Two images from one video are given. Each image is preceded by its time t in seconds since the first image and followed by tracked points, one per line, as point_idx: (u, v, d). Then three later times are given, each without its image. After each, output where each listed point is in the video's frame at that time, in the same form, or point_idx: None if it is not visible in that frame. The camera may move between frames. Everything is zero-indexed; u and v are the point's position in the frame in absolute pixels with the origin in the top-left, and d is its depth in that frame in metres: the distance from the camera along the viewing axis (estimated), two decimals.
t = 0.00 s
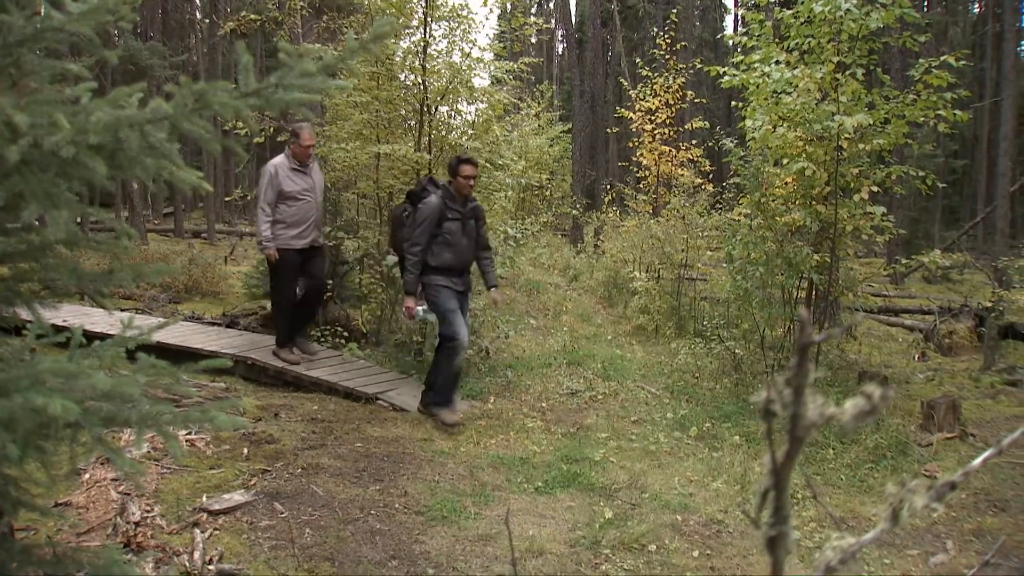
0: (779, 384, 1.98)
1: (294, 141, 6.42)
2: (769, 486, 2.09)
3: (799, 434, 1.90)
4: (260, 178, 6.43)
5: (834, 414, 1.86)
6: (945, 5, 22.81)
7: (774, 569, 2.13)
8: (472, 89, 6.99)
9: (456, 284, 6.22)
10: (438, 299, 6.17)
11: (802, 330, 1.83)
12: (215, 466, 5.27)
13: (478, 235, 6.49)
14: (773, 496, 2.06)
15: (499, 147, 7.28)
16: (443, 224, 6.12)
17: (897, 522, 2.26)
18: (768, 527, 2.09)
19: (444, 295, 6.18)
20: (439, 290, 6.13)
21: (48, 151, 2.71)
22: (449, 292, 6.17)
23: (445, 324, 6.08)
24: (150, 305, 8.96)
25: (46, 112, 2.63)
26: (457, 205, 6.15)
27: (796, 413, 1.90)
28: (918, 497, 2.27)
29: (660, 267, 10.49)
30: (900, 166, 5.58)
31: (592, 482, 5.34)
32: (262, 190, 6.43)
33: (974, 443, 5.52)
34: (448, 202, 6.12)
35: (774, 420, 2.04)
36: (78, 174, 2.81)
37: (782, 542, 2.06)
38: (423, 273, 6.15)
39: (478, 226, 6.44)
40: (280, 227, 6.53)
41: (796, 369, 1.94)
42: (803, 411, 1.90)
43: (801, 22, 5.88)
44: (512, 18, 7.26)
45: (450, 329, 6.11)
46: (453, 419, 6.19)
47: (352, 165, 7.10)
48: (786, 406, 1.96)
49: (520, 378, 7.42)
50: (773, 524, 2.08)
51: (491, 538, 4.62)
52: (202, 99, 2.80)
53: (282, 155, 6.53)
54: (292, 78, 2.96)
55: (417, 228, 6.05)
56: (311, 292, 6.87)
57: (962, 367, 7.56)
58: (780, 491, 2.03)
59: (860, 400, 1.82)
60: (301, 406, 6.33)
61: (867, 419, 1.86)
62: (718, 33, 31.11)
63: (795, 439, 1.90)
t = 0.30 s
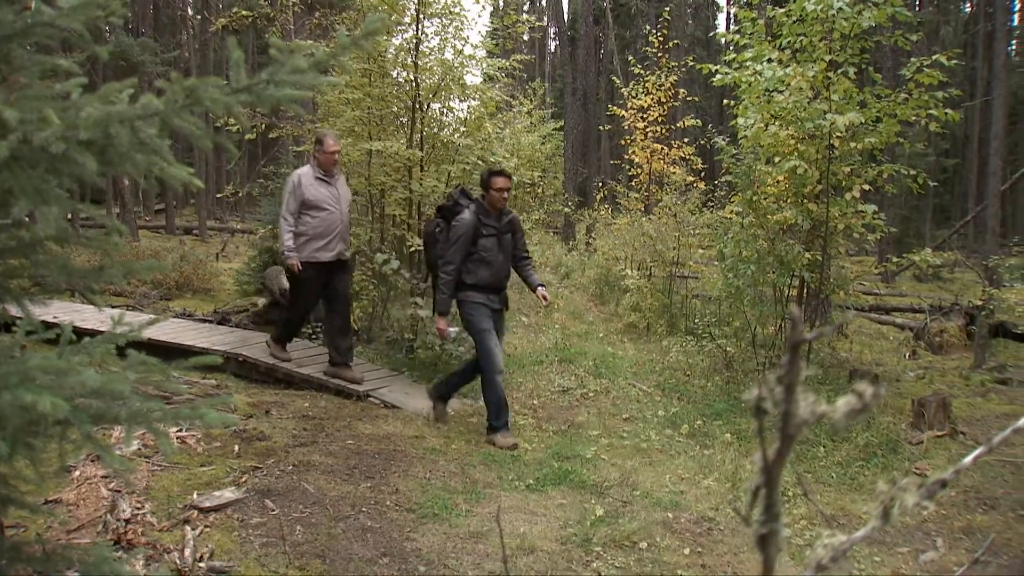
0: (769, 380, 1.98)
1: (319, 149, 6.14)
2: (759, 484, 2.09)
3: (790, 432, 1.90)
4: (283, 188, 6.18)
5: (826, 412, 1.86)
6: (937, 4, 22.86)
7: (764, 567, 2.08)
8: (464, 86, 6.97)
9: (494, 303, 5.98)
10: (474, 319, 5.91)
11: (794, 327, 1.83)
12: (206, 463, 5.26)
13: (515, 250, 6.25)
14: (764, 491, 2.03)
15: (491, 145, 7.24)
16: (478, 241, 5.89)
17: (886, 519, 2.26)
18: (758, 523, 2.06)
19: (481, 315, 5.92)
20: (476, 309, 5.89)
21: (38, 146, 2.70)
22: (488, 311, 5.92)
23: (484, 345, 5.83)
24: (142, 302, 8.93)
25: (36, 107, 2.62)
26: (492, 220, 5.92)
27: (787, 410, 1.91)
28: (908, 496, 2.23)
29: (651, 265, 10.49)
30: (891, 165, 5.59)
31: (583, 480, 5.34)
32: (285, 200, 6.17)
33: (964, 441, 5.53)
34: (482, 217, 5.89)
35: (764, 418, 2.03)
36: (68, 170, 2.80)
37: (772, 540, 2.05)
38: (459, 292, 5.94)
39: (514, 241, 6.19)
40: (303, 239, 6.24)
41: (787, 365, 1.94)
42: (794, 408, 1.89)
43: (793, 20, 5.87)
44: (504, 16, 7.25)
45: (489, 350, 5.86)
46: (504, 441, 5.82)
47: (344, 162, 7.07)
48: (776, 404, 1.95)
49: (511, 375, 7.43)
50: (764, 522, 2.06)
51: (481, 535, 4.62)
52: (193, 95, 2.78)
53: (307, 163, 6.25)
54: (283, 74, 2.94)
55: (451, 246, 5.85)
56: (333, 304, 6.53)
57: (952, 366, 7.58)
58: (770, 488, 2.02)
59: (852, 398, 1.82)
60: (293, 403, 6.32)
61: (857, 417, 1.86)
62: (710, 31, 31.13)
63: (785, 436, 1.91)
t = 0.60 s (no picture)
0: (751, 374, 1.99)
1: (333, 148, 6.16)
2: (742, 478, 2.08)
3: (771, 427, 1.91)
4: (298, 189, 6.20)
5: (807, 406, 1.87)
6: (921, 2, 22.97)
7: (749, 561, 2.11)
8: (451, 84, 6.93)
9: (515, 300, 5.80)
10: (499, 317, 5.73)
11: (776, 324, 1.83)
12: (194, 464, 5.24)
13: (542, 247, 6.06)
14: (748, 485, 2.07)
15: (478, 143, 7.22)
16: (502, 235, 5.71)
17: (869, 513, 2.26)
18: (742, 519, 2.09)
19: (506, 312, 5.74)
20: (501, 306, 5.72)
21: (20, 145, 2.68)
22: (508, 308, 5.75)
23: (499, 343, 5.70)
24: (128, 302, 8.89)
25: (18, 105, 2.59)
26: (518, 215, 5.75)
27: (769, 404, 1.91)
28: (887, 491, 2.28)
29: (638, 263, 10.49)
30: (877, 162, 5.59)
31: (571, 478, 5.34)
32: (299, 201, 6.18)
33: (950, 436, 5.55)
34: (507, 211, 5.72)
35: (747, 413, 2.03)
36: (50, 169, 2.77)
37: (755, 535, 2.04)
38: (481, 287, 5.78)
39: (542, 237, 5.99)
40: (317, 240, 6.21)
41: (768, 361, 1.95)
42: (775, 402, 1.91)
43: (778, 18, 5.86)
44: (490, 14, 7.24)
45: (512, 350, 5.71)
46: (489, 439, 5.84)
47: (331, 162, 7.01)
48: (758, 398, 1.98)
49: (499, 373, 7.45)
50: (747, 516, 2.09)
51: (470, 533, 4.62)
52: (176, 93, 2.76)
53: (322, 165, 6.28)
54: (267, 72, 2.92)
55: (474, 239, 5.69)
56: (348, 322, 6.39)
57: (938, 361, 7.61)
58: (753, 483, 2.02)
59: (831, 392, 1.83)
60: (280, 402, 6.30)
61: (839, 411, 1.86)
62: (696, 29, 31.21)
63: (766, 430, 1.92)
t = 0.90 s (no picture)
0: (720, 366, 1.97)
1: (341, 163, 5.91)
2: (711, 470, 2.07)
3: (739, 418, 1.91)
4: (304, 206, 5.93)
5: (774, 397, 1.89)
6: None
7: (719, 554, 2.08)
8: (429, 81, 6.92)
9: (543, 307, 5.49)
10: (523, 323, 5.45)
11: (743, 311, 1.85)
12: (172, 462, 5.22)
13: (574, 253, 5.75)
14: (718, 477, 2.03)
15: (457, 139, 7.23)
16: (529, 237, 5.45)
17: (837, 504, 2.27)
18: (712, 510, 2.07)
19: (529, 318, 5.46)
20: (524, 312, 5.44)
21: None
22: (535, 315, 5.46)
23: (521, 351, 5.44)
24: (107, 301, 8.84)
25: None
26: (546, 216, 5.47)
27: (736, 396, 1.91)
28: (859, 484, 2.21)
29: (618, 259, 10.43)
30: (856, 158, 5.57)
31: (551, 474, 5.35)
32: (306, 220, 5.89)
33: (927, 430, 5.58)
34: (535, 212, 5.45)
35: (716, 406, 2.04)
36: (23, 165, 2.77)
37: (726, 525, 2.05)
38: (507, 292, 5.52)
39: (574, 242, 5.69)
40: (326, 261, 5.91)
41: (738, 353, 1.94)
42: (743, 394, 1.92)
43: (756, 14, 5.90)
44: (469, 10, 7.23)
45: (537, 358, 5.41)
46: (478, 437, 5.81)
47: (309, 158, 6.88)
48: (727, 389, 1.97)
49: (479, 370, 7.46)
50: (716, 507, 2.06)
51: (450, 530, 4.63)
52: (150, 89, 2.75)
53: (332, 182, 5.97)
54: (242, 67, 2.90)
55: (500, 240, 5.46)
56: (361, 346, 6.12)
57: (916, 356, 7.67)
58: (723, 473, 2.04)
59: (796, 383, 1.86)
60: (260, 400, 6.28)
61: (806, 403, 1.91)
62: (675, 26, 31.33)
63: (735, 422, 1.91)
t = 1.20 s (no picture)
0: (677, 358, 1.92)
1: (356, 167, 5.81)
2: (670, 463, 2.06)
3: (699, 411, 1.83)
4: (319, 213, 5.80)
5: (733, 389, 1.83)
6: None
7: (681, 541, 2.00)
8: (401, 78, 6.85)
9: (551, 302, 5.45)
10: (529, 318, 5.38)
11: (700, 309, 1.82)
12: (145, 461, 5.17)
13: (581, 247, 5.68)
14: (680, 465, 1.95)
15: (430, 136, 7.22)
16: (535, 231, 5.37)
17: (794, 494, 2.28)
18: (673, 498, 2.00)
19: (536, 314, 5.40)
20: (531, 307, 5.38)
21: None
22: (543, 311, 5.40)
23: (540, 347, 5.23)
24: (78, 300, 8.74)
25: None
26: (554, 210, 5.39)
27: (694, 387, 1.85)
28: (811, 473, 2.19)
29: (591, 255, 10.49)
30: (827, 154, 5.61)
31: (524, 470, 5.37)
32: (320, 227, 5.78)
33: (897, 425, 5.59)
34: (542, 206, 5.37)
35: (674, 397, 1.98)
36: None
37: (686, 515, 1.98)
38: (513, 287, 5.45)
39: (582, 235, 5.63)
40: (338, 269, 5.84)
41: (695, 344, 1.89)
42: (701, 385, 1.85)
43: (728, 11, 5.92)
44: (441, 7, 7.22)
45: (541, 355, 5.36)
46: (555, 463, 5.30)
47: (281, 156, 6.91)
48: (685, 381, 1.91)
49: (452, 367, 7.47)
50: (677, 497, 1.99)
51: (424, 526, 4.63)
52: (116, 86, 2.73)
53: (347, 187, 5.86)
54: (210, 64, 2.86)
55: (506, 235, 5.37)
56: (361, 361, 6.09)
57: (886, 350, 7.73)
58: (684, 464, 1.97)
59: (750, 378, 1.81)
60: (233, 398, 6.26)
61: (762, 393, 1.85)
62: (648, 21, 31.41)
63: (694, 416, 1.84)
